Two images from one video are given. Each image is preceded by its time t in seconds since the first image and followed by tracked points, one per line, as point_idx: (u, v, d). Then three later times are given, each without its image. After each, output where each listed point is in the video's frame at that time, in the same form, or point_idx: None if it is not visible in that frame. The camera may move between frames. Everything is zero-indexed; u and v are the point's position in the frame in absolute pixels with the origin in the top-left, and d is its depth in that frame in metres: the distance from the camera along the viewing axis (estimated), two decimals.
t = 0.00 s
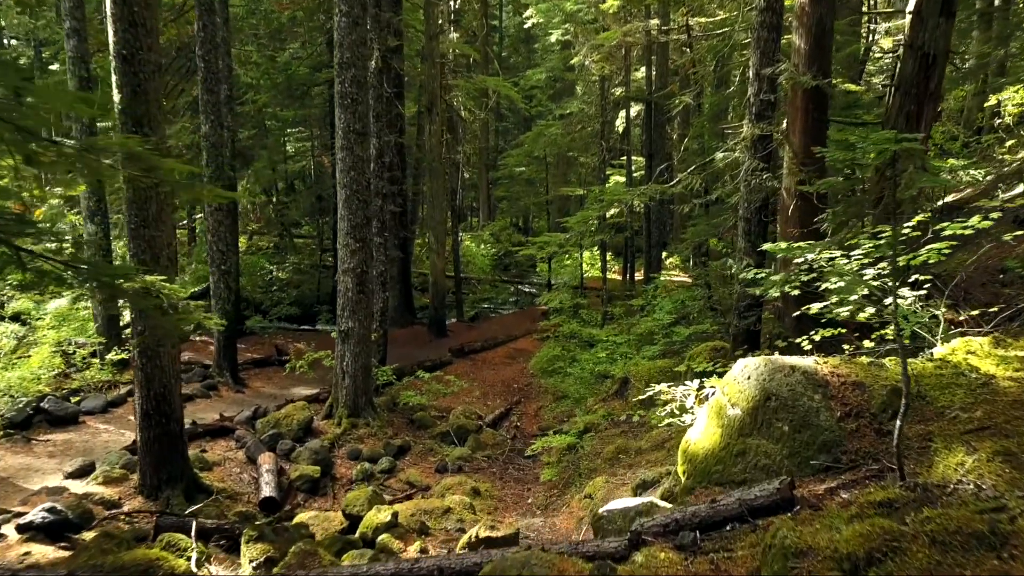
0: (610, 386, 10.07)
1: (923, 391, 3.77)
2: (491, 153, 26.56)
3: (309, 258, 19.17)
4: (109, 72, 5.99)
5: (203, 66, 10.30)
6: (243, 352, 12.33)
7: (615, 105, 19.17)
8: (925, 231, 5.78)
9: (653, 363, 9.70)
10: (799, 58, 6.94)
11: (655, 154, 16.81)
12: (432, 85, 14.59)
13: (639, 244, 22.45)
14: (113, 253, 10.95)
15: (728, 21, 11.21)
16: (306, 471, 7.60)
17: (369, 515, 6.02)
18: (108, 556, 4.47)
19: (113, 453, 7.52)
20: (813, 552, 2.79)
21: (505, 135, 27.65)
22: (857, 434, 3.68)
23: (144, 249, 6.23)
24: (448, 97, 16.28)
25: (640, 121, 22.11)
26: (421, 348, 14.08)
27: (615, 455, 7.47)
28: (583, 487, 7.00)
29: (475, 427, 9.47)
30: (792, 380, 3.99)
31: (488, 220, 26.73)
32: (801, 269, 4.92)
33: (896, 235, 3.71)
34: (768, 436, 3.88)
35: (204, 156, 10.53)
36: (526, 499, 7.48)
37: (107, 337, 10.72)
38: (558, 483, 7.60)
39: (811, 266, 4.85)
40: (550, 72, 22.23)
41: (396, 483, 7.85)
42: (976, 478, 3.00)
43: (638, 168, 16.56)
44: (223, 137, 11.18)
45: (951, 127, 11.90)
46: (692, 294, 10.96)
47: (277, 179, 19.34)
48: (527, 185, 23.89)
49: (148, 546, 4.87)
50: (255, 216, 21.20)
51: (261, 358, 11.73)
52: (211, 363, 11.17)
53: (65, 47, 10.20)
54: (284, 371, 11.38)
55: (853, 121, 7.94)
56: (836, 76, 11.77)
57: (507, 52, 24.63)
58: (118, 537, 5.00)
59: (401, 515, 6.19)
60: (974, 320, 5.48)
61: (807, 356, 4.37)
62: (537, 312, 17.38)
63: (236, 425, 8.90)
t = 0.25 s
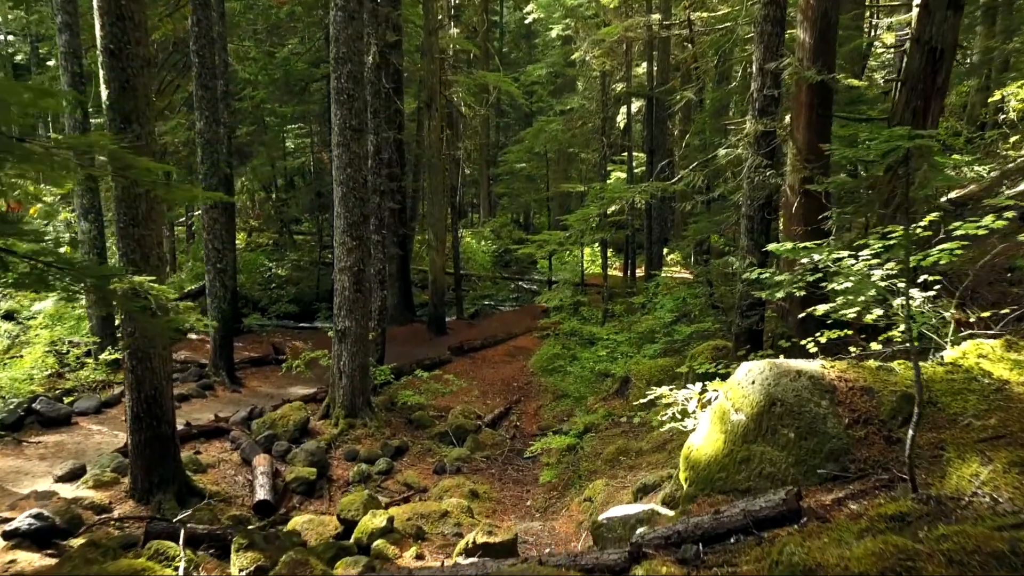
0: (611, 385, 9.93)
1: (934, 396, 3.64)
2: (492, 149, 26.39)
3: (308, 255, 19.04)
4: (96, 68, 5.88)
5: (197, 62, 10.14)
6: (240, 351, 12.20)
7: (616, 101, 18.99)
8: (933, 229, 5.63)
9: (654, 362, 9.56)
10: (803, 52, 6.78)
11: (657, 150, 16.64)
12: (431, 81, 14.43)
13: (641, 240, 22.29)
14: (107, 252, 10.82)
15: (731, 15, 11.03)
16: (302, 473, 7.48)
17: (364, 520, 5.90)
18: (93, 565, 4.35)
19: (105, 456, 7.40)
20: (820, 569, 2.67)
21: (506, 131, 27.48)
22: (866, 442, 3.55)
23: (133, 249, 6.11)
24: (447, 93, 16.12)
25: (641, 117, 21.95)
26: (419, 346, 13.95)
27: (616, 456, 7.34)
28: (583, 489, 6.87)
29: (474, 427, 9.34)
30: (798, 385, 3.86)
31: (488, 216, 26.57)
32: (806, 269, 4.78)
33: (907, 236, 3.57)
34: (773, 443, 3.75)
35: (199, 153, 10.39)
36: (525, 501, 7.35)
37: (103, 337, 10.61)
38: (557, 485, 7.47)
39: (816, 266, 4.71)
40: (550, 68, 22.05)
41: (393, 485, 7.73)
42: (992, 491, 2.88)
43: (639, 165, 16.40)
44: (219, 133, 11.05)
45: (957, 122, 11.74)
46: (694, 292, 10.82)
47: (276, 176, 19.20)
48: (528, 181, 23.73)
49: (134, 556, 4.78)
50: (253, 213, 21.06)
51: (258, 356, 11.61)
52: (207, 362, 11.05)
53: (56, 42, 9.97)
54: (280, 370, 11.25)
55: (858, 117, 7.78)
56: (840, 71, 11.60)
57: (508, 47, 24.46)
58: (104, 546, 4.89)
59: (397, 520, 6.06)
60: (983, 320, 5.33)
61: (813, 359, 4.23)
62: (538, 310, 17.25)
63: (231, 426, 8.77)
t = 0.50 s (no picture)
0: (611, 388, 9.78)
1: (952, 410, 3.48)
2: (492, 147, 26.22)
3: (307, 254, 18.88)
4: (83, 64, 5.71)
5: (191, 59, 9.96)
6: (236, 352, 12.03)
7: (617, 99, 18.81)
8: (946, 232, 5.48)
9: (655, 365, 9.39)
10: (809, 48, 6.59)
11: (658, 149, 16.49)
12: (430, 78, 14.23)
13: (642, 240, 22.13)
14: (101, 251, 10.64)
15: (735, 11, 10.84)
16: (296, 478, 7.32)
17: (358, 529, 5.75)
18: None
19: (94, 460, 7.23)
20: None
21: (506, 129, 27.33)
22: (879, 458, 3.39)
23: (122, 250, 5.95)
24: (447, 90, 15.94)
25: (643, 115, 21.79)
26: (418, 347, 13.78)
27: (616, 463, 7.18)
28: (583, 496, 6.71)
29: (472, 431, 9.19)
30: (808, 397, 3.69)
31: (489, 214, 26.42)
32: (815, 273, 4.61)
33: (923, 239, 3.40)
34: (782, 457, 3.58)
35: (194, 151, 10.22)
36: (523, 508, 7.20)
37: (98, 339, 10.41)
38: (557, 492, 7.31)
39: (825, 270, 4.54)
40: (551, 66, 21.86)
41: (390, 490, 7.58)
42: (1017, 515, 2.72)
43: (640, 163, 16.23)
44: (215, 131, 10.88)
45: (962, 121, 11.59)
46: (697, 293, 10.65)
47: (275, 174, 19.03)
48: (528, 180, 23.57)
49: (121, 568, 4.64)
50: (252, 211, 20.89)
51: (253, 357, 11.44)
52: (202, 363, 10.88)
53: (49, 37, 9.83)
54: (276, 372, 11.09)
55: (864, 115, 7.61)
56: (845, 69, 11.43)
57: (508, 44, 24.30)
58: (89, 559, 4.75)
59: (392, 529, 5.91)
60: (997, 327, 5.18)
61: (822, 368, 4.06)
62: (537, 310, 17.09)
63: (225, 429, 8.61)
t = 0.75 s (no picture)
0: (611, 392, 9.62)
1: (968, 424, 3.32)
2: (492, 146, 26.04)
3: (305, 255, 18.71)
4: (70, 62, 5.53)
5: (184, 57, 9.79)
6: (231, 354, 11.87)
7: (618, 99, 18.64)
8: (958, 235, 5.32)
9: (656, 369, 9.23)
10: (815, 46, 6.43)
11: (659, 149, 16.32)
12: (428, 77, 14.04)
13: (642, 240, 21.96)
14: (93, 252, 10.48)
15: (738, 9, 10.67)
16: (289, 486, 7.16)
17: (350, 541, 5.60)
18: None
19: (83, 467, 7.07)
20: None
21: (506, 128, 27.15)
22: (892, 476, 3.24)
23: (109, 253, 5.79)
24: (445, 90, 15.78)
25: (644, 115, 21.63)
26: (416, 349, 13.62)
27: (616, 470, 7.02)
28: (582, 505, 6.55)
29: (470, 436, 9.03)
30: (816, 409, 3.54)
31: (488, 214, 26.27)
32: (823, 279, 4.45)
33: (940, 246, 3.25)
34: (789, 473, 3.43)
35: (187, 151, 10.04)
36: (521, 517, 7.04)
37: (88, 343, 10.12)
38: (556, 500, 7.15)
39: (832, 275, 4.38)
40: (551, 65, 21.68)
41: (386, 498, 7.43)
42: None
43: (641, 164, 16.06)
44: (209, 131, 10.70)
45: (968, 122, 11.43)
46: (698, 296, 10.50)
47: (272, 174, 18.87)
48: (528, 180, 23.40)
49: None
50: (250, 211, 20.73)
51: (249, 360, 11.29)
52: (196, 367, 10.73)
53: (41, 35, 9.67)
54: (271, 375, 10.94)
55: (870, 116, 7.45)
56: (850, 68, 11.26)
57: (508, 43, 24.13)
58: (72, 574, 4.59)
59: (385, 540, 5.75)
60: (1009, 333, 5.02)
61: (830, 378, 3.90)
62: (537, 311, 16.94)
63: (218, 435, 8.45)
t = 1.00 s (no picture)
0: (611, 397, 9.47)
1: (984, 441, 3.18)
2: (491, 146, 25.88)
3: (303, 256, 18.57)
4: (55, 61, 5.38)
5: (177, 56, 9.64)
6: (227, 358, 11.72)
7: (618, 99, 18.48)
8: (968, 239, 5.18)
9: (657, 373, 9.09)
10: (820, 45, 6.28)
11: (660, 149, 16.17)
12: (426, 77, 13.89)
13: (643, 241, 21.80)
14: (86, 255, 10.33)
15: (740, 7, 10.52)
16: (282, 494, 7.02)
17: (343, 553, 5.46)
18: None
19: (72, 475, 6.93)
20: None
21: (506, 128, 26.99)
22: (906, 495, 3.12)
23: (97, 257, 5.63)
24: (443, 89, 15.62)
25: (644, 115, 21.47)
26: (414, 352, 13.46)
27: (616, 479, 6.87)
28: (582, 515, 6.40)
29: (468, 442, 8.89)
30: (825, 423, 3.39)
31: (488, 215, 26.11)
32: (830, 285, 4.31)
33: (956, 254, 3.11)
34: (797, 490, 3.28)
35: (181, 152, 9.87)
36: (519, 526, 6.88)
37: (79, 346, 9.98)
38: (554, 509, 6.99)
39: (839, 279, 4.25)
40: (551, 64, 21.53)
41: (381, 505, 7.29)
42: None
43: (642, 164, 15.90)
44: (204, 131, 10.55)
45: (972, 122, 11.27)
46: (699, 298, 10.35)
47: (270, 175, 18.73)
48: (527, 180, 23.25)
49: None
50: (247, 212, 20.58)
51: (244, 364, 11.14)
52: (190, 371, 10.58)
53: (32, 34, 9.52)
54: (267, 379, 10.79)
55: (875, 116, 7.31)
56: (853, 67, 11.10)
57: (508, 43, 23.97)
58: None
59: (379, 551, 5.61)
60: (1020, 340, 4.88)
61: (839, 389, 3.76)
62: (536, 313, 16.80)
63: (211, 441, 8.31)
